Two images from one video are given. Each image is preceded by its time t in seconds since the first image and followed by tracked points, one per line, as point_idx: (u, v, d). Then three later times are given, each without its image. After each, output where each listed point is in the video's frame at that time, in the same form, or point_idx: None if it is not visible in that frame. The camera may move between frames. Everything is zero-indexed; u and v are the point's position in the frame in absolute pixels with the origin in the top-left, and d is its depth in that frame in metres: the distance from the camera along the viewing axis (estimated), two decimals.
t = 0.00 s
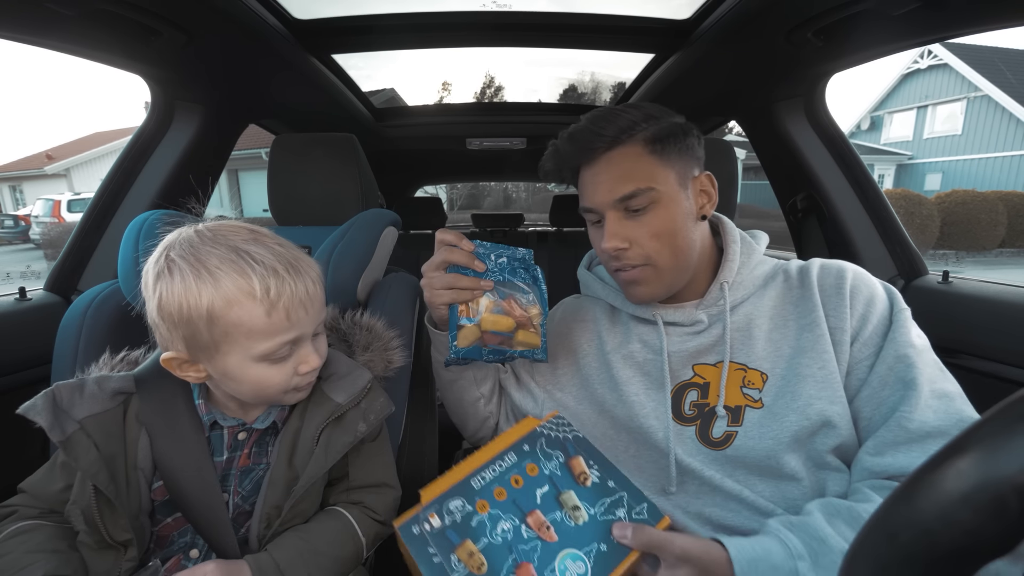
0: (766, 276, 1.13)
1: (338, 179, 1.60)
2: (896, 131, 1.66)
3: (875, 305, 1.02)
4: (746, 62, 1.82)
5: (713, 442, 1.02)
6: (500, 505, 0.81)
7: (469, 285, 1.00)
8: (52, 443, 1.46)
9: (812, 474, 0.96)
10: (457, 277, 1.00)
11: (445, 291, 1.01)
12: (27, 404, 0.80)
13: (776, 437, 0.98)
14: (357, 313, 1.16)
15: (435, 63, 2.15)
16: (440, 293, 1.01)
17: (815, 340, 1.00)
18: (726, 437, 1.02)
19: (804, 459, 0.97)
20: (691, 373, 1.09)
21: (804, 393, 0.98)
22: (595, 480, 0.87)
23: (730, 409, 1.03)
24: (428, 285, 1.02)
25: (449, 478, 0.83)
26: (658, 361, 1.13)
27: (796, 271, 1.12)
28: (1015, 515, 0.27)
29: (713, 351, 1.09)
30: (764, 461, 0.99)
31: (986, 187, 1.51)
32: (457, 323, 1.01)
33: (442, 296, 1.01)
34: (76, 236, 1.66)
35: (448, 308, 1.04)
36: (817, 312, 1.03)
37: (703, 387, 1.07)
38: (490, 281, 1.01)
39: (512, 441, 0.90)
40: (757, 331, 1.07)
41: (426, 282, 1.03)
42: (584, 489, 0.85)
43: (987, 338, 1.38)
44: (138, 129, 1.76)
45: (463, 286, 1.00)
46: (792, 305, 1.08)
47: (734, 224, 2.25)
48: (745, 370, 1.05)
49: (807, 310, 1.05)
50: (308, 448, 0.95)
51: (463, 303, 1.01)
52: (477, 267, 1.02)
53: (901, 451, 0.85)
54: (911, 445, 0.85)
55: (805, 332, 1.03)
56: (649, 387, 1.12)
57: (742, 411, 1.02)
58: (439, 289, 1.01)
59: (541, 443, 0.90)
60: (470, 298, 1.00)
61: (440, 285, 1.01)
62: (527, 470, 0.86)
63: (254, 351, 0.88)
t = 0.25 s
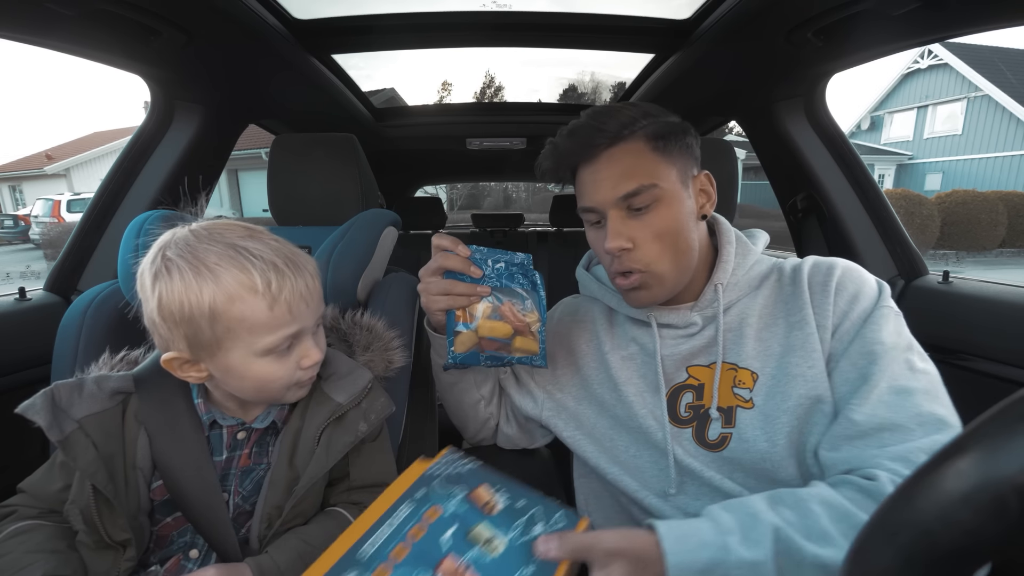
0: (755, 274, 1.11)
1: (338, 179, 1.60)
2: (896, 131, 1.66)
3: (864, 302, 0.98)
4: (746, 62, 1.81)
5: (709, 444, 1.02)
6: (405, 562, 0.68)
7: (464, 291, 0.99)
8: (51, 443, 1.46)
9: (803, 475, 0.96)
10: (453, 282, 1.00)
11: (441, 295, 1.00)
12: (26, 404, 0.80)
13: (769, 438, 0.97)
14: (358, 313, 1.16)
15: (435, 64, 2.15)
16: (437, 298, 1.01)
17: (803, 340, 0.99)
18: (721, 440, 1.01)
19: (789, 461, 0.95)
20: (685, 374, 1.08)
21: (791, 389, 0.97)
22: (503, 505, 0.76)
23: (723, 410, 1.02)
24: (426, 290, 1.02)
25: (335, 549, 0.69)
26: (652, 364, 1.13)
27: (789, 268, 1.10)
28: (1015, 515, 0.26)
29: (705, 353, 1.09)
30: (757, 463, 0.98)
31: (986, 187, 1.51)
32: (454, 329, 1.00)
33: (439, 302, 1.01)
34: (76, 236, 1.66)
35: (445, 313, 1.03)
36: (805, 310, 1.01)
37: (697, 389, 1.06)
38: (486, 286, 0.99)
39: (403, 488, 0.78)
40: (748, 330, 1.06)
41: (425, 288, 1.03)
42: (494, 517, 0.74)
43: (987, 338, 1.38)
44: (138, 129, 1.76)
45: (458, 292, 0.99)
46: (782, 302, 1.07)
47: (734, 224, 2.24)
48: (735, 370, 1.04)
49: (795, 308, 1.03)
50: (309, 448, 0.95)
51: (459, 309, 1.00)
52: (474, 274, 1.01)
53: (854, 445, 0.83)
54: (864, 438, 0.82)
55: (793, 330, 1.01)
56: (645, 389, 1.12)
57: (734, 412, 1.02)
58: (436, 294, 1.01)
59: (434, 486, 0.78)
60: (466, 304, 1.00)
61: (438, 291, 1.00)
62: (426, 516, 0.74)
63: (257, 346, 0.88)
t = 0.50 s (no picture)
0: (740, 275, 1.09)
1: (338, 179, 1.60)
2: (896, 131, 1.66)
3: (854, 303, 0.94)
4: (746, 62, 1.81)
5: (702, 448, 1.02)
6: None
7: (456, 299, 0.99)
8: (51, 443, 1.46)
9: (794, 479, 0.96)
10: (446, 290, 0.99)
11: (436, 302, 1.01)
12: (20, 407, 0.81)
13: (763, 443, 0.97)
14: (356, 313, 1.16)
15: (435, 64, 2.15)
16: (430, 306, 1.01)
17: (789, 342, 0.98)
18: (713, 444, 1.02)
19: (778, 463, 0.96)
20: (676, 378, 1.09)
21: (779, 395, 0.97)
22: (449, 544, 0.68)
23: (712, 414, 1.03)
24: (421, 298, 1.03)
25: None
26: (642, 367, 1.14)
27: (783, 265, 1.07)
28: (1015, 515, 0.27)
29: (694, 356, 1.09)
30: (747, 468, 0.98)
31: (986, 187, 1.51)
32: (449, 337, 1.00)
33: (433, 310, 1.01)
34: (76, 236, 1.66)
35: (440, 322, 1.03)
36: (794, 312, 0.99)
37: (689, 392, 1.06)
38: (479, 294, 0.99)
39: (341, 535, 0.71)
40: (736, 333, 1.05)
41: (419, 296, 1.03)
42: (438, 561, 0.66)
43: (987, 339, 1.38)
44: (138, 129, 1.76)
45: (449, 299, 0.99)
46: (773, 303, 1.05)
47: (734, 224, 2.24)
48: (724, 374, 1.03)
49: (784, 308, 1.01)
50: (309, 448, 0.95)
51: (454, 318, 1.00)
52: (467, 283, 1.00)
53: (826, 450, 0.83)
54: (834, 443, 0.82)
55: (781, 332, 1.00)
56: (639, 393, 1.12)
57: (723, 417, 1.02)
58: (430, 302, 1.01)
59: (375, 528, 0.71)
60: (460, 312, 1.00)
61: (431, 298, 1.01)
62: (363, 564, 0.66)
63: (254, 333, 0.89)
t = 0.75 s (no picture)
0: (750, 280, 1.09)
1: (338, 179, 1.60)
2: (896, 131, 1.66)
3: (875, 312, 0.95)
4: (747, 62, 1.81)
5: (705, 451, 1.02)
6: None
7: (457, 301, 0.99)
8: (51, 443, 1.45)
9: (801, 483, 0.95)
10: (449, 294, 1.00)
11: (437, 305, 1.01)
12: (22, 407, 0.81)
13: (768, 446, 0.97)
14: (356, 313, 1.16)
15: (435, 64, 2.15)
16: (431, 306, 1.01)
17: (804, 350, 0.97)
18: (717, 447, 1.01)
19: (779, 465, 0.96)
20: (682, 381, 1.09)
21: (789, 401, 0.96)
22: (541, 535, 0.74)
23: (718, 418, 1.02)
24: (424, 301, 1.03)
25: (386, 552, 0.73)
26: (647, 369, 1.13)
27: (792, 272, 1.07)
28: (1015, 515, 0.26)
29: (700, 359, 1.09)
30: (751, 471, 0.98)
31: (986, 187, 1.50)
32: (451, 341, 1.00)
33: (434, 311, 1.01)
34: (76, 236, 1.66)
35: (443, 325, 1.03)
36: (807, 319, 0.99)
37: (694, 395, 1.07)
38: (484, 298, 0.99)
39: (450, 510, 0.80)
40: (747, 338, 1.05)
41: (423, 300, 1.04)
42: (531, 546, 0.72)
43: (987, 338, 1.38)
44: (138, 129, 1.76)
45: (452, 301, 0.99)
46: (784, 310, 1.05)
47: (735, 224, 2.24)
48: (733, 378, 1.03)
49: (797, 316, 1.01)
50: (308, 448, 0.95)
51: (457, 320, 1.00)
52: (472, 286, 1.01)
53: (878, 461, 0.79)
54: (887, 453, 0.78)
55: (795, 339, 1.00)
56: (641, 396, 1.12)
57: (730, 420, 1.01)
58: (432, 305, 1.01)
59: (479, 508, 0.79)
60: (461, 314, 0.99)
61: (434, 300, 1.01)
62: (466, 537, 0.74)
63: (254, 332, 0.89)
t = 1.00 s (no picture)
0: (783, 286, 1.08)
1: (338, 179, 1.60)
2: (896, 131, 1.66)
3: (913, 327, 0.96)
4: (746, 61, 1.81)
5: (722, 447, 1.00)
6: (505, 559, 0.61)
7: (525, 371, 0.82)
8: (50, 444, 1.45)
9: (814, 478, 0.96)
10: (514, 363, 0.83)
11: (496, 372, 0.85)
12: None
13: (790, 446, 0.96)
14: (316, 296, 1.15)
15: (435, 63, 2.15)
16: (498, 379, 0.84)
17: (836, 354, 0.98)
18: (735, 443, 0.99)
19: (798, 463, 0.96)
20: (706, 376, 1.06)
21: (819, 405, 0.96)
22: (606, 540, 0.66)
23: (743, 416, 1.00)
24: (482, 371, 0.86)
25: (451, 525, 0.65)
26: (674, 365, 1.09)
27: (823, 282, 1.08)
28: (1015, 514, 0.26)
29: (729, 357, 1.06)
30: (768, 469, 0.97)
31: (986, 187, 1.51)
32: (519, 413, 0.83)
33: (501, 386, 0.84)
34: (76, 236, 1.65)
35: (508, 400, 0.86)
36: (841, 326, 1.00)
37: (717, 391, 1.04)
38: (558, 361, 0.81)
39: (516, 496, 0.70)
40: (778, 340, 1.04)
41: (480, 367, 0.87)
42: (595, 549, 0.64)
43: (988, 339, 1.38)
44: (138, 129, 1.76)
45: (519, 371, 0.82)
46: (815, 316, 1.05)
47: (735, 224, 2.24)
48: (762, 378, 1.02)
49: (829, 322, 1.02)
50: (284, 428, 0.96)
51: (528, 392, 0.83)
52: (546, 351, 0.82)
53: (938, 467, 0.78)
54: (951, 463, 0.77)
55: (825, 345, 1.00)
56: (661, 391, 1.09)
57: (755, 419, 1.00)
58: (494, 377, 0.85)
59: (548, 499, 0.69)
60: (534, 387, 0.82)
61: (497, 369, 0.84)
62: (533, 526, 0.66)
63: (178, 338, 0.86)
